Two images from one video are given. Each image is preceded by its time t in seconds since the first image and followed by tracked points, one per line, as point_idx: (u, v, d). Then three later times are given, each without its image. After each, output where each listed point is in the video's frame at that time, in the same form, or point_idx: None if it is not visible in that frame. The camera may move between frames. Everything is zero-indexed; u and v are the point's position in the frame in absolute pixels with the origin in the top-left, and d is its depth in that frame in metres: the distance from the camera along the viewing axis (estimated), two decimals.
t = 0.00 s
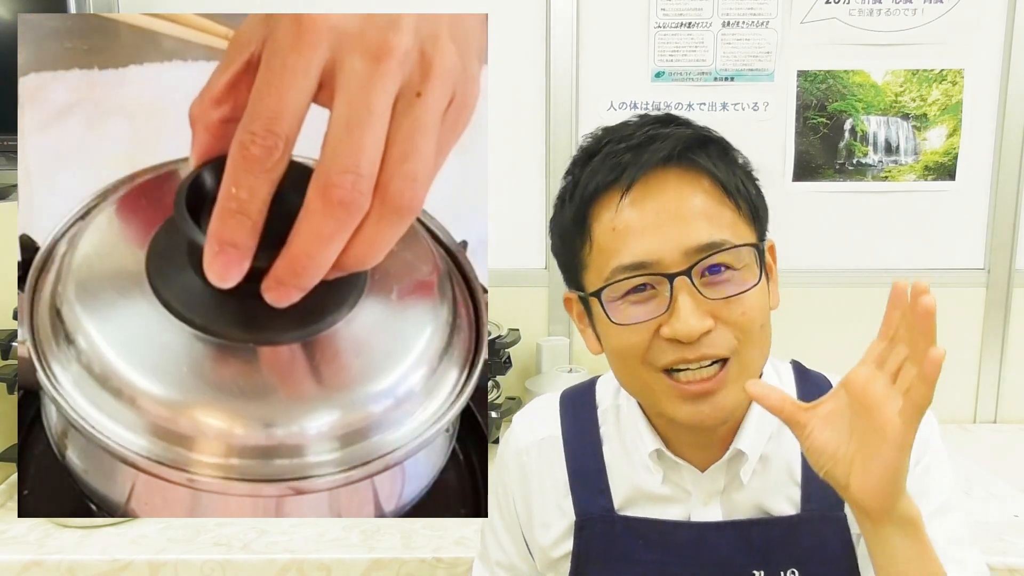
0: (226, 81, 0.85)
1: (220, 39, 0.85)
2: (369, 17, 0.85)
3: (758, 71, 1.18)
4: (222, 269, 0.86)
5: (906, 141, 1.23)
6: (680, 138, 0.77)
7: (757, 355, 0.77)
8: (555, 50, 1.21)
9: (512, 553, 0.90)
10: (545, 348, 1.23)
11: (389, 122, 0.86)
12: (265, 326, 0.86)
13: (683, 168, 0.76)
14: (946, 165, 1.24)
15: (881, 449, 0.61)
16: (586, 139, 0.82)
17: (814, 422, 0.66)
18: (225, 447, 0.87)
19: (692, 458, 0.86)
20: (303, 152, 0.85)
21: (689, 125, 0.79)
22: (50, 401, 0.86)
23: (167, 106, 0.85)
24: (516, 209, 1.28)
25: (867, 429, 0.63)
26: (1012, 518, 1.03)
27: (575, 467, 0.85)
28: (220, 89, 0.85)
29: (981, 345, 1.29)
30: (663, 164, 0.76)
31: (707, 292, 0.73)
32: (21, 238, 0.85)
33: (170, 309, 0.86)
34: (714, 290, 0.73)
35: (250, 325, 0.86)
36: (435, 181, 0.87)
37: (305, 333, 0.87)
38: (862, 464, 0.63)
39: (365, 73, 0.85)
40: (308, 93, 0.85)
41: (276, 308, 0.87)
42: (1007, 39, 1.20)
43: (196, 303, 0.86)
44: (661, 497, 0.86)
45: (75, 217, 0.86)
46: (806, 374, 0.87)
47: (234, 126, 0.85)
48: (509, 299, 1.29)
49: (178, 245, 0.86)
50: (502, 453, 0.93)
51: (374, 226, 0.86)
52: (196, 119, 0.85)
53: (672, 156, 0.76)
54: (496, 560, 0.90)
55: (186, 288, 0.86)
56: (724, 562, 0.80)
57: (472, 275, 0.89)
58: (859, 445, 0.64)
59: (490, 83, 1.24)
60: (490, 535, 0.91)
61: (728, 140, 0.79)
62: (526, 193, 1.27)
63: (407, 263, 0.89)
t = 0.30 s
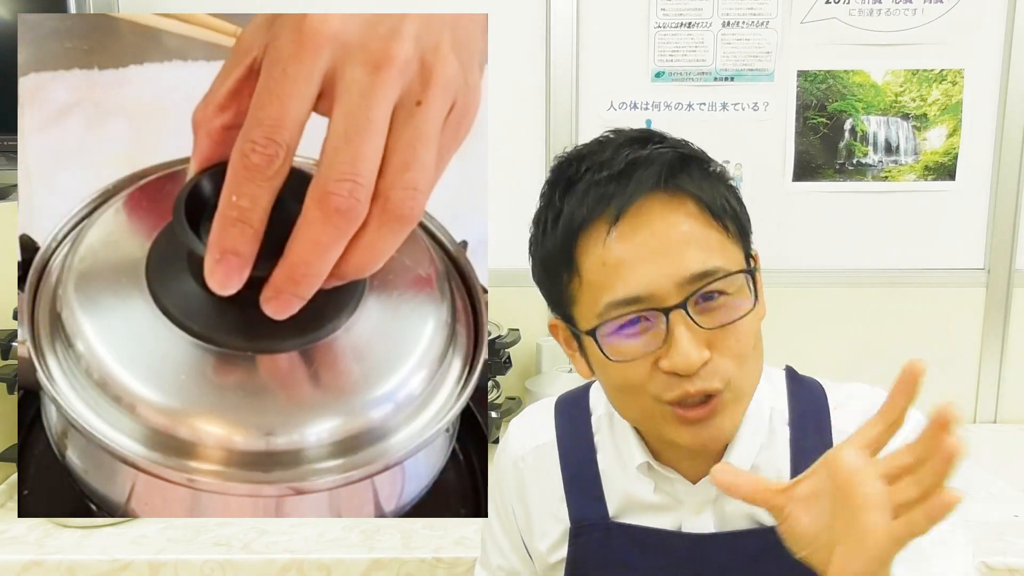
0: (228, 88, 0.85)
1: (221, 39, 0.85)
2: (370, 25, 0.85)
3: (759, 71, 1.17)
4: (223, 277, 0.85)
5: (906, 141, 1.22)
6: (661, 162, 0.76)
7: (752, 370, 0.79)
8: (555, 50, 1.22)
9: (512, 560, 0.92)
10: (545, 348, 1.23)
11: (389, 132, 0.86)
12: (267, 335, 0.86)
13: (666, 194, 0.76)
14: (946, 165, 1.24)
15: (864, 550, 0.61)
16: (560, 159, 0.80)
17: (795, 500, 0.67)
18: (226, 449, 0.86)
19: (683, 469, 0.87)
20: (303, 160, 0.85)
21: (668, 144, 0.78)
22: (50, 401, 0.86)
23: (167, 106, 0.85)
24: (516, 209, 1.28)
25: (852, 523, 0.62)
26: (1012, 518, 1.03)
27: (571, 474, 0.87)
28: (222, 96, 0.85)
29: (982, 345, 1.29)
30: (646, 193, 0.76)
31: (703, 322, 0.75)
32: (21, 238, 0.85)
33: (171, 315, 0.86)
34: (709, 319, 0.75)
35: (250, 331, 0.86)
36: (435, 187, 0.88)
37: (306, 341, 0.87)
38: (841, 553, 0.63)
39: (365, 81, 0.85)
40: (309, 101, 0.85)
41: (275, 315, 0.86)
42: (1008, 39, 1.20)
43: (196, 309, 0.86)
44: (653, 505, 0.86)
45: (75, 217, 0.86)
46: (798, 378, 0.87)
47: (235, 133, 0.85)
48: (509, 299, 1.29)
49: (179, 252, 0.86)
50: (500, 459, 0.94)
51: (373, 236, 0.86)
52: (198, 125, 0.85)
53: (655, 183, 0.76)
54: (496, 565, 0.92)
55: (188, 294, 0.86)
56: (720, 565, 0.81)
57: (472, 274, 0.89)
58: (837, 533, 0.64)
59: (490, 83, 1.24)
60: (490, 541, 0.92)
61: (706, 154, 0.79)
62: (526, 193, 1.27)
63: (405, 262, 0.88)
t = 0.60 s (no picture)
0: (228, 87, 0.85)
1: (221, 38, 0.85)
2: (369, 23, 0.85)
3: (759, 71, 1.18)
4: (224, 275, 0.85)
5: (906, 141, 1.22)
6: (657, 147, 0.76)
7: (739, 363, 0.78)
8: (555, 50, 1.22)
9: (503, 547, 0.93)
10: (545, 348, 1.23)
11: (389, 130, 0.86)
12: (267, 331, 0.86)
13: (660, 178, 0.76)
14: (946, 165, 1.24)
15: (841, 507, 0.65)
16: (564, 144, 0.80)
17: (774, 464, 0.70)
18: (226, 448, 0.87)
19: (672, 464, 0.88)
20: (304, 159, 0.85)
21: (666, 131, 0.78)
22: (50, 400, 0.86)
23: (167, 105, 0.85)
24: (516, 209, 1.28)
25: (827, 474, 0.66)
26: (1012, 518, 1.03)
27: (564, 469, 0.88)
28: (223, 94, 0.85)
29: (982, 345, 1.29)
30: (639, 175, 0.76)
31: (685, 305, 0.74)
32: (21, 238, 0.85)
33: (172, 314, 0.86)
34: (692, 303, 0.74)
35: (249, 329, 0.86)
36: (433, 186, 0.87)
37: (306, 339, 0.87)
38: (819, 511, 0.66)
39: (365, 80, 0.85)
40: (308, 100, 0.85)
41: (278, 314, 0.86)
42: (1007, 39, 1.20)
43: (197, 307, 0.86)
44: (642, 501, 0.88)
45: (76, 216, 0.86)
46: (793, 378, 0.87)
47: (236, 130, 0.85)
48: (509, 299, 1.29)
49: (181, 250, 0.86)
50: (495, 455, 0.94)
51: (373, 233, 0.86)
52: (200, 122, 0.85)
53: (649, 166, 0.76)
54: (490, 555, 0.93)
55: (188, 292, 0.86)
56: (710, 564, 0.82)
57: (472, 274, 0.89)
58: (817, 491, 0.67)
59: (490, 83, 1.24)
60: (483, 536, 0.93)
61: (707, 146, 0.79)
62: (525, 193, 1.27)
63: (405, 262, 0.88)
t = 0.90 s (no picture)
0: (229, 89, 0.85)
1: (223, 39, 0.86)
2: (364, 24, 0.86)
3: (759, 71, 1.18)
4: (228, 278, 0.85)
5: (906, 141, 1.23)
6: (667, 135, 0.76)
7: (746, 347, 0.77)
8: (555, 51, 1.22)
9: (503, 550, 0.93)
10: (545, 349, 1.24)
11: (387, 130, 0.87)
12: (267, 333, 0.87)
13: (670, 163, 0.75)
14: (946, 165, 1.24)
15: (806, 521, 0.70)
16: (580, 134, 0.82)
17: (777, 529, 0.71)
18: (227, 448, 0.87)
19: (674, 457, 0.88)
20: (307, 162, 0.86)
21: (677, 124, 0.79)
22: (50, 401, 0.86)
23: (167, 106, 0.85)
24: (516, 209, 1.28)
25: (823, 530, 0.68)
26: (1012, 518, 1.03)
27: (564, 468, 0.87)
28: (225, 97, 0.85)
29: (981, 345, 1.29)
30: (648, 160, 0.75)
31: (691, 287, 0.73)
32: (21, 238, 0.85)
33: (172, 315, 0.86)
34: (696, 285, 0.74)
35: (250, 330, 0.86)
36: (432, 185, 0.88)
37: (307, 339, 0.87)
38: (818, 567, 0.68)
39: (365, 81, 0.86)
40: (309, 102, 0.86)
41: (278, 316, 0.86)
42: (1008, 39, 1.20)
43: (198, 309, 0.86)
44: (642, 497, 0.87)
45: (76, 216, 0.86)
46: (792, 376, 0.86)
47: (240, 133, 0.85)
48: (509, 299, 1.29)
49: (179, 250, 0.85)
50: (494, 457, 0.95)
51: (374, 234, 0.88)
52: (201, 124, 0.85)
53: (658, 154, 0.75)
54: (490, 557, 0.92)
55: (188, 293, 0.86)
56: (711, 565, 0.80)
57: (472, 274, 0.89)
58: (817, 549, 0.68)
59: (490, 83, 1.24)
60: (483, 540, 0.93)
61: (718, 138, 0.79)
62: (525, 194, 1.27)
63: (405, 262, 0.88)
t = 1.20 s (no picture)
0: (230, 90, 0.85)
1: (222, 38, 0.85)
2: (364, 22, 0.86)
3: (758, 71, 1.19)
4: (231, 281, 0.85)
5: (906, 141, 1.23)
6: (668, 136, 0.77)
7: (741, 344, 0.77)
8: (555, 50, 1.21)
9: (507, 546, 0.95)
10: (545, 349, 1.25)
11: (386, 128, 0.87)
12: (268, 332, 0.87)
13: (671, 164, 0.75)
14: (946, 165, 1.24)
15: None
16: (583, 135, 0.83)
17: None
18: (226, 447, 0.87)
19: (676, 453, 0.86)
20: (308, 164, 0.86)
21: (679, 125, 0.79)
22: (49, 401, 0.86)
23: (165, 106, 0.85)
24: (516, 208, 1.27)
25: None
26: (1012, 518, 1.03)
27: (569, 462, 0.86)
28: (225, 98, 0.85)
29: (981, 345, 1.29)
30: (648, 162, 0.75)
31: (688, 287, 0.73)
32: (21, 237, 0.86)
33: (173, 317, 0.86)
34: (694, 287, 0.73)
35: (252, 329, 0.86)
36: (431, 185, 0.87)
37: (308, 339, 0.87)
38: None
39: (366, 82, 0.86)
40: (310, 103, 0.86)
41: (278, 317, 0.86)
42: (1008, 39, 1.20)
43: (201, 310, 0.86)
44: (646, 491, 0.85)
45: (76, 216, 0.86)
46: (793, 371, 0.87)
47: (240, 135, 0.85)
48: (509, 299, 1.30)
49: (178, 251, 0.85)
50: (496, 452, 0.96)
51: (374, 235, 0.88)
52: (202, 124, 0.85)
53: (659, 155, 0.75)
54: (494, 553, 0.95)
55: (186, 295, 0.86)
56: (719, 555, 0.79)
57: (472, 274, 0.89)
58: None
59: (490, 83, 1.24)
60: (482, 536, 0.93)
61: (717, 140, 0.80)
62: (524, 194, 1.27)
63: (405, 262, 0.88)
